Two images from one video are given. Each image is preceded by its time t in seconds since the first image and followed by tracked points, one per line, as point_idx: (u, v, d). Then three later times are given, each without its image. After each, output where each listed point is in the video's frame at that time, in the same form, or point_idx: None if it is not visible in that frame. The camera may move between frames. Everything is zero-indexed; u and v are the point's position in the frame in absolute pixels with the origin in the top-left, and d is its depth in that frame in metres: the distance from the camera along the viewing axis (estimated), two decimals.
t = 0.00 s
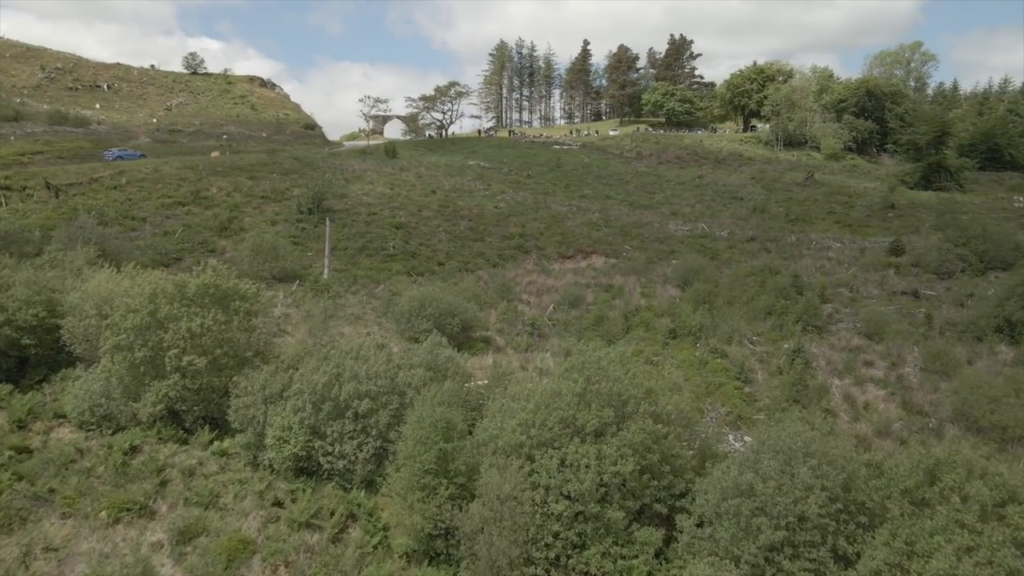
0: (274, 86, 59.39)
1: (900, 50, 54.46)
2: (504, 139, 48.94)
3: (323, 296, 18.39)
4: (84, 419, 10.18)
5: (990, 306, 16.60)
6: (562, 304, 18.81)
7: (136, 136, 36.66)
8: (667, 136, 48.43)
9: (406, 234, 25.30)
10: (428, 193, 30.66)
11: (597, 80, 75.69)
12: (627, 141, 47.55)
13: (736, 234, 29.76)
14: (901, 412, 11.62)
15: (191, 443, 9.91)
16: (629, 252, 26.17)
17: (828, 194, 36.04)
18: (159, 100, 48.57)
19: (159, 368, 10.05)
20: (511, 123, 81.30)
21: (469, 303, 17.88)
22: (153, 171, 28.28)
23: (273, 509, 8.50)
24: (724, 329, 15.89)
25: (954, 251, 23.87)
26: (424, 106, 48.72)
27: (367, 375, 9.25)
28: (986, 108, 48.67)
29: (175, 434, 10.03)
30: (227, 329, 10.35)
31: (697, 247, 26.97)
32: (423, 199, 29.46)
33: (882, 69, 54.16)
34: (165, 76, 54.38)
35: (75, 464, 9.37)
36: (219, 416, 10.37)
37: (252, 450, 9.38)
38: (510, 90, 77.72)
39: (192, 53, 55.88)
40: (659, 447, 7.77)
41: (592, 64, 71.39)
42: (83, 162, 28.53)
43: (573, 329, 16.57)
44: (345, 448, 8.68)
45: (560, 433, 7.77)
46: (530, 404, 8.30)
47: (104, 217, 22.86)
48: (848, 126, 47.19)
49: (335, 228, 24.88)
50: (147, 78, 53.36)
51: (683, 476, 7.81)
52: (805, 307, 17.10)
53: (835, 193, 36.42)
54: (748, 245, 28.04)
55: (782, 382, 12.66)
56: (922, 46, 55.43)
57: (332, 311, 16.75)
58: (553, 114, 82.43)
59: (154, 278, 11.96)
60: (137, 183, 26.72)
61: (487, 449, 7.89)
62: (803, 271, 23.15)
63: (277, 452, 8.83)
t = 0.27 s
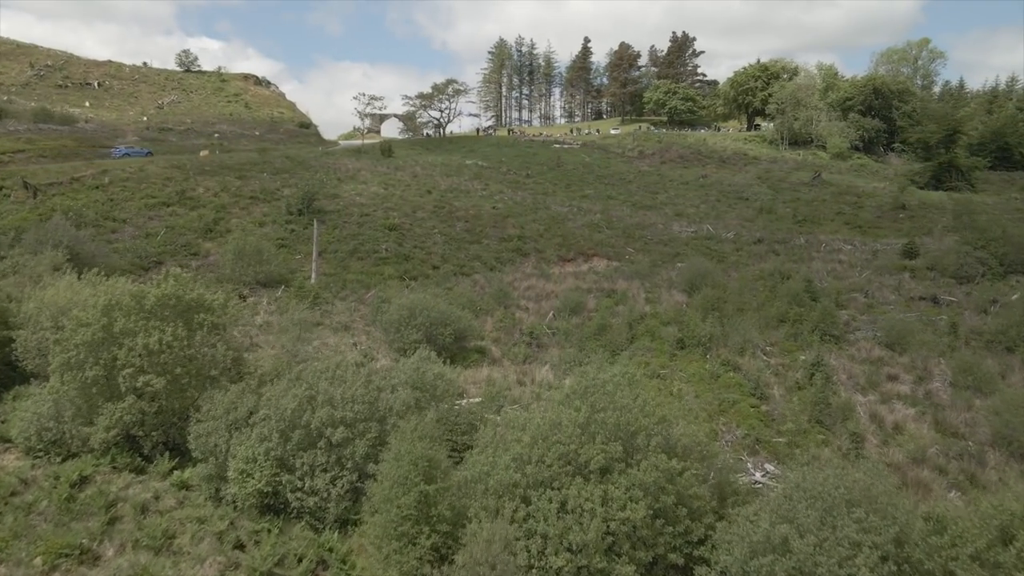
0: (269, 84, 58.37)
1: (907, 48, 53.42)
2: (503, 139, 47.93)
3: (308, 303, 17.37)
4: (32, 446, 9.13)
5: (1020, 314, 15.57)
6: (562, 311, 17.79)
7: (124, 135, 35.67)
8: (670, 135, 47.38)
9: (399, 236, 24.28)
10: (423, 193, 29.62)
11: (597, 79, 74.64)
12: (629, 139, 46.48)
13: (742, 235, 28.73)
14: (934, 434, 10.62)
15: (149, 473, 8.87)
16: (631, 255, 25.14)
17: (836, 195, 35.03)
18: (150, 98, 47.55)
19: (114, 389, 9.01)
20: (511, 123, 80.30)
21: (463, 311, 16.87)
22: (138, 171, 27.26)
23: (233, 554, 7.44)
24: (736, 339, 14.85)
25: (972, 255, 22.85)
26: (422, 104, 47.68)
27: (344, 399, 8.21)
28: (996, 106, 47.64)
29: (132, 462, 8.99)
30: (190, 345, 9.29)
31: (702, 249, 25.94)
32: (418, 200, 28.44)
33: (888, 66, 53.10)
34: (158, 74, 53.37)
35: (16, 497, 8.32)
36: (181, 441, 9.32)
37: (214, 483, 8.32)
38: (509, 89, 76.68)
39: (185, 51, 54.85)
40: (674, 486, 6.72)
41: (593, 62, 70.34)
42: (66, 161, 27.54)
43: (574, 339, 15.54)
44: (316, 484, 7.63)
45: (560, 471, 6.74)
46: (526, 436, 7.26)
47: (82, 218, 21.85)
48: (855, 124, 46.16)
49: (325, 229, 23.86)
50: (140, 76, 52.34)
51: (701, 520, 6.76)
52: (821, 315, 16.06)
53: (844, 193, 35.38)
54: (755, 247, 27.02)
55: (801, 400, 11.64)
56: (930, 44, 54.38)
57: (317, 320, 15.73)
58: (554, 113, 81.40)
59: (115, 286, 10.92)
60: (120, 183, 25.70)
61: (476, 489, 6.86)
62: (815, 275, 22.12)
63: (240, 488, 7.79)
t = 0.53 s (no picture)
0: (263, 83, 57.17)
1: (916, 45, 52.16)
2: (502, 138, 46.71)
3: (289, 315, 16.13)
4: None
5: None
6: (563, 323, 16.56)
7: (109, 134, 34.45)
8: (673, 135, 46.14)
9: (391, 241, 23.06)
10: (418, 195, 28.41)
11: (598, 78, 73.41)
12: (631, 140, 45.26)
13: (751, 239, 27.49)
14: (984, 471, 9.43)
15: (86, 525, 7.59)
16: (636, 261, 23.92)
17: (847, 196, 33.80)
18: (140, 96, 46.33)
19: (45, 427, 7.78)
20: (510, 122, 79.08)
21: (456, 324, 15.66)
22: (119, 172, 26.04)
23: None
24: (752, 357, 13.62)
25: (996, 261, 21.63)
26: (418, 103, 46.43)
27: (307, 444, 6.96)
28: (1009, 105, 46.38)
29: (68, 511, 7.72)
30: (133, 375, 7.99)
31: (710, 255, 24.71)
32: (412, 202, 27.21)
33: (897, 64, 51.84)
34: (149, 72, 52.15)
35: None
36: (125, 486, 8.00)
37: (153, 543, 6.95)
38: (509, 88, 75.46)
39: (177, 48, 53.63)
40: (705, 561, 5.41)
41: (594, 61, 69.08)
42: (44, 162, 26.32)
43: (575, 355, 14.32)
44: (271, 547, 6.30)
45: (561, 543, 5.50)
46: (519, 496, 6.03)
47: (54, 222, 20.63)
48: (863, 124, 44.92)
49: (312, 234, 22.64)
50: (130, 74, 51.14)
51: None
52: (844, 330, 14.83)
53: (854, 194, 34.14)
54: (765, 252, 25.79)
55: (830, 431, 10.42)
56: (939, 41, 53.11)
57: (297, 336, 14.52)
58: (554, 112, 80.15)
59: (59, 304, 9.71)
60: (99, 184, 24.47)
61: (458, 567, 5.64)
62: (831, 283, 20.89)
63: (181, 553, 6.36)
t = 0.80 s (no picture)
0: (258, 82, 56.15)
1: (923, 43, 51.08)
2: (501, 139, 45.68)
3: (271, 327, 15.03)
4: None
5: None
6: (564, 336, 15.52)
7: (95, 134, 33.39)
8: (676, 135, 45.09)
9: (384, 246, 22.01)
10: (413, 198, 27.38)
11: (599, 77, 72.37)
12: (633, 140, 44.20)
13: (759, 243, 26.45)
14: None
15: None
16: (639, 268, 22.88)
17: (856, 198, 32.74)
18: (130, 95, 45.31)
19: None
20: (509, 122, 78.02)
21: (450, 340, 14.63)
22: (101, 174, 25.00)
23: None
24: (769, 376, 12.55)
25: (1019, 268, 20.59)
26: (415, 102, 45.37)
27: (262, 500, 5.85)
28: (1020, 104, 45.29)
29: None
30: (68, 416, 6.94)
31: (717, 261, 23.68)
32: (407, 205, 26.16)
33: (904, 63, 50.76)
34: (140, 71, 51.14)
35: None
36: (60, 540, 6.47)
37: None
38: (508, 87, 74.44)
39: (170, 47, 52.62)
40: None
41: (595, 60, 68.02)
42: (23, 163, 25.26)
43: (577, 373, 13.28)
44: None
45: None
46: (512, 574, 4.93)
47: (28, 228, 19.59)
48: (870, 124, 43.86)
49: (301, 240, 21.60)
50: (121, 73, 50.13)
51: None
52: (866, 345, 13.78)
53: (864, 196, 33.08)
54: (774, 257, 24.75)
55: (862, 467, 9.38)
56: (948, 39, 51.99)
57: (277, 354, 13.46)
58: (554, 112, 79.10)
59: None
60: (78, 187, 23.42)
61: None
62: (845, 291, 19.85)
63: None
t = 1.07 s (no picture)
0: (253, 81, 55.08)
1: (933, 41, 49.99)
2: (500, 139, 44.63)
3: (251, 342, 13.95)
4: None
5: None
6: (564, 352, 14.50)
7: (80, 134, 32.32)
8: (679, 135, 44.02)
9: (376, 252, 20.98)
10: (408, 200, 26.31)
11: (600, 76, 71.25)
12: (636, 140, 43.10)
13: (768, 248, 25.40)
14: None
15: None
16: (644, 275, 21.82)
17: (867, 200, 31.68)
18: (120, 94, 44.23)
19: None
20: (509, 121, 76.96)
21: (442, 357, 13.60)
22: (81, 175, 23.94)
23: None
24: (789, 399, 11.51)
25: None
26: (412, 101, 44.30)
27: None
28: None
29: None
30: None
31: (724, 268, 22.63)
32: (401, 208, 25.12)
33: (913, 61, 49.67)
34: (132, 70, 50.09)
35: None
36: None
37: None
38: (508, 87, 73.39)
39: (162, 45, 51.53)
40: None
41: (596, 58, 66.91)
42: None
43: (579, 394, 12.24)
44: None
45: None
46: None
47: None
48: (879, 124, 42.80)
49: (288, 246, 20.55)
50: (112, 72, 49.06)
51: None
52: (892, 363, 12.74)
53: (875, 198, 32.02)
54: (784, 263, 23.70)
55: (901, 510, 8.32)
56: (957, 37, 50.90)
57: (254, 373, 12.41)
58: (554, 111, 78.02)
59: None
60: (56, 189, 22.37)
61: None
62: (862, 300, 18.83)
63: None
